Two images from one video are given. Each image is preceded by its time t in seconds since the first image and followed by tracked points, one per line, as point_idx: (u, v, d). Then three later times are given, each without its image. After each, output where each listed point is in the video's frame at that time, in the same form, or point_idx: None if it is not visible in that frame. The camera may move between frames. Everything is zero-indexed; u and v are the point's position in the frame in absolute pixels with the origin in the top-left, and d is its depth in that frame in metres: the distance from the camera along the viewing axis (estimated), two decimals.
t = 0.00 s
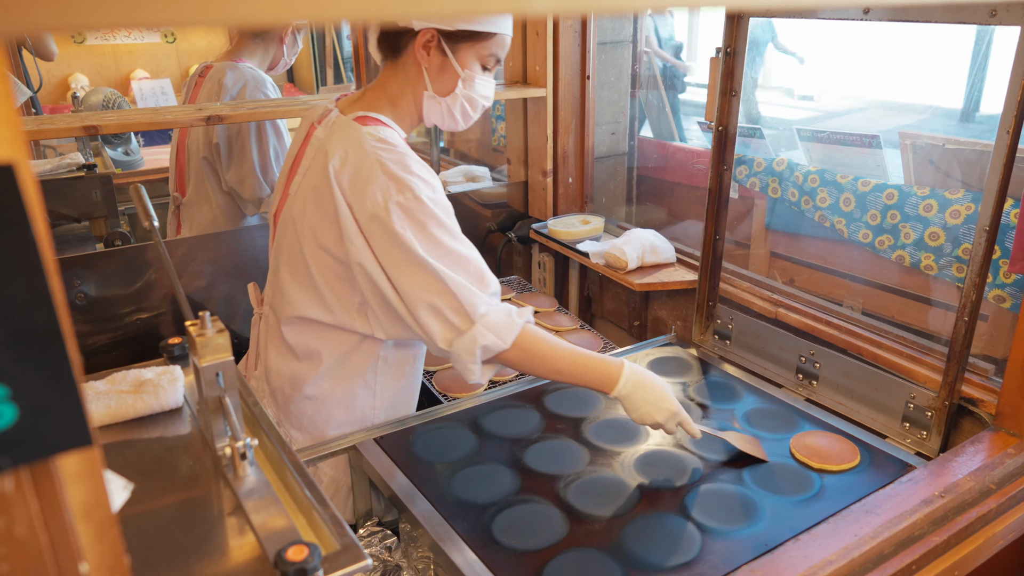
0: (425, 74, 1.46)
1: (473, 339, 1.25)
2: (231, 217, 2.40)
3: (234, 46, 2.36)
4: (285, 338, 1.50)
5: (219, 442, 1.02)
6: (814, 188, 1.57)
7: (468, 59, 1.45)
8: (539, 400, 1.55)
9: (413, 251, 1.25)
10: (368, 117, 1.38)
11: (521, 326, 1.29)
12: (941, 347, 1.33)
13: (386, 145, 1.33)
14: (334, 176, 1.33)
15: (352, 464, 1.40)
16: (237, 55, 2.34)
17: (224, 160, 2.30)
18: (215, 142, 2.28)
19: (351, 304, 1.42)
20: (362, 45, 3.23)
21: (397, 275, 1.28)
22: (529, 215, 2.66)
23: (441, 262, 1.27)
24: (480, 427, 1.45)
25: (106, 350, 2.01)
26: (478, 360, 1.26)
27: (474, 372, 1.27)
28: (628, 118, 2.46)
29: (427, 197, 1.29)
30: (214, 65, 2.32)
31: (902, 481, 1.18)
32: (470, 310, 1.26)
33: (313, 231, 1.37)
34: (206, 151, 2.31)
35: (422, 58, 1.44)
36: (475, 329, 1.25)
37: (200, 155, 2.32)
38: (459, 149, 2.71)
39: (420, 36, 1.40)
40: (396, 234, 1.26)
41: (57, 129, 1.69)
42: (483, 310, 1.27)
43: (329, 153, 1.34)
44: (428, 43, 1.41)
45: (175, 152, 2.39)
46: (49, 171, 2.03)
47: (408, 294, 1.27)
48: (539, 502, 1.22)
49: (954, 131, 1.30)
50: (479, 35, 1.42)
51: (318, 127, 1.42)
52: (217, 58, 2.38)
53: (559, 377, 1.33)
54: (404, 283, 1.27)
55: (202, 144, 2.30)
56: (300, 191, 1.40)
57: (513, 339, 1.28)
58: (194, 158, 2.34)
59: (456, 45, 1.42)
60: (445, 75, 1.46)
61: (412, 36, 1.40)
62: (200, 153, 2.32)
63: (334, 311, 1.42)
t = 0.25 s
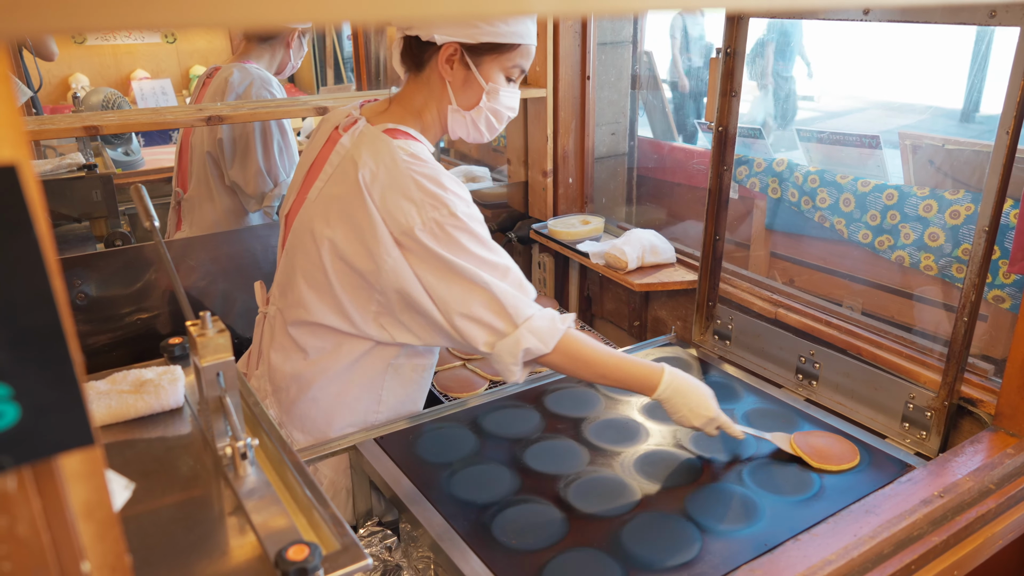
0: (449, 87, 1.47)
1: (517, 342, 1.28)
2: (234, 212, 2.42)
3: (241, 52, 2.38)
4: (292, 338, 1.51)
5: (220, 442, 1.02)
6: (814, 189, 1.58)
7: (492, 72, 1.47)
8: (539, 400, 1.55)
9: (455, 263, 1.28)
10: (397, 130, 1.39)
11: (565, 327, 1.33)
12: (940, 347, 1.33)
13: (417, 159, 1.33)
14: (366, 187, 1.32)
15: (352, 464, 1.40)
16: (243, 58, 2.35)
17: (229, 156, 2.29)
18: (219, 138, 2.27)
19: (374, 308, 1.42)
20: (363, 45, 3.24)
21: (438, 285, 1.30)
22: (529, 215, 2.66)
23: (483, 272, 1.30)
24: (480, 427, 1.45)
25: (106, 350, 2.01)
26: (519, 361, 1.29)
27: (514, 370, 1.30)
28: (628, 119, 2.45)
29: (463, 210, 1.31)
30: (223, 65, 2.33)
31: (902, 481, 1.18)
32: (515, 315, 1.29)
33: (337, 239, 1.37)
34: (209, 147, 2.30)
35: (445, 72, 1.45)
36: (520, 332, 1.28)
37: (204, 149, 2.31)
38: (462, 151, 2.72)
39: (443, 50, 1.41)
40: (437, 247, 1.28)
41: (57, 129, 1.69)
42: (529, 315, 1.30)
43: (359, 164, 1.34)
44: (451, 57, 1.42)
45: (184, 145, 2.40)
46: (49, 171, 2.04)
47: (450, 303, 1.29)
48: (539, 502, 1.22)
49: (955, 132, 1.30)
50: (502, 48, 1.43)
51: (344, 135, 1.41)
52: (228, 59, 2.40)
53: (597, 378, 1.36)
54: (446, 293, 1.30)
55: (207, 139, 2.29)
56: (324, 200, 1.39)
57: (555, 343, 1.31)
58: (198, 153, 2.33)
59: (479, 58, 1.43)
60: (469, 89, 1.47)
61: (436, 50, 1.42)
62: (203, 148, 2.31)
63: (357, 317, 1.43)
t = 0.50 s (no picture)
0: (453, 91, 1.48)
1: (533, 337, 1.29)
2: (233, 212, 2.43)
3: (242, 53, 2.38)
4: (293, 338, 1.51)
5: (218, 442, 1.03)
6: (814, 189, 1.59)
7: (495, 76, 1.48)
8: (538, 400, 1.55)
9: (469, 262, 1.30)
10: (404, 134, 1.40)
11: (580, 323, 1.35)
12: (940, 347, 1.34)
13: (427, 163, 1.35)
14: (376, 191, 1.33)
15: (352, 464, 1.40)
16: (243, 58, 2.35)
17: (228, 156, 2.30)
18: (218, 138, 2.27)
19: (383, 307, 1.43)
20: (362, 46, 3.24)
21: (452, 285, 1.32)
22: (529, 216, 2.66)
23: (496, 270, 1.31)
24: (479, 427, 1.45)
25: (106, 349, 2.01)
26: (535, 355, 1.30)
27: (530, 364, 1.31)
28: (628, 119, 2.45)
29: (474, 210, 1.33)
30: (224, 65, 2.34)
31: (900, 481, 1.18)
32: (528, 311, 1.31)
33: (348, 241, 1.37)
34: (207, 146, 2.31)
35: (449, 77, 1.46)
36: (535, 328, 1.30)
37: (203, 147, 2.31)
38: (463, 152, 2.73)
39: (447, 55, 1.43)
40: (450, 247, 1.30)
41: (57, 129, 1.69)
42: (542, 311, 1.32)
43: (368, 168, 1.34)
44: (455, 61, 1.44)
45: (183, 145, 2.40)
46: (48, 170, 2.04)
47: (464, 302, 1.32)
48: (538, 502, 1.22)
49: (954, 133, 1.30)
50: (505, 51, 1.44)
51: (348, 137, 1.41)
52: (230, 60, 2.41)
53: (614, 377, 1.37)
54: (459, 292, 1.32)
55: (206, 138, 2.30)
56: (332, 205, 1.38)
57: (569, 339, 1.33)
58: (197, 152, 2.33)
59: (482, 62, 1.45)
60: (473, 92, 1.49)
61: (440, 55, 1.43)
62: (202, 147, 2.32)
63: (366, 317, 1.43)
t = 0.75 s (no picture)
0: (444, 84, 1.46)
1: (448, 353, 1.29)
2: (233, 216, 2.41)
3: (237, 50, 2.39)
4: (287, 339, 1.50)
5: (219, 442, 1.03)
6: (814, 190, 1.56)
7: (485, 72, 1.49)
8: (538, 400, 1.56)
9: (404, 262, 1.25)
10: (376, 121, 1.38)
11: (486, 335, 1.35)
12: (941, 348, 1.34)
13: (394, 150, 1.33)
14: (339, 176, 1.32)
15: (352, 464, 1.40)
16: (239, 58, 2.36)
17: (227, 160, 2.29)
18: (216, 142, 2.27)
19: (356, 301, 1.40)
20: (363, 46, 3.24)
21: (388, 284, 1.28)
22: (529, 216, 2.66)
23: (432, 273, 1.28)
24: (480, 427, 1.45)
25: (106, 349, 2.01)
26: (450, 373, 1.30)
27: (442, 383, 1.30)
28: (628, 120, 2.45)
29: (427, 205, 1.29)
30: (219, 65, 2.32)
31: (901, 482, 1.18)
32: (441, 327, 1.29)
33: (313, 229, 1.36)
34: (206, 150, 2.31)
35: (444, 69, 1.44)
36: (448, 347, 1.29)
37: (201, 154, 2.32)
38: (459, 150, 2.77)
39: (448, 48, 1.40)
40: (392, 244, 1.26)
41: (57, 129, 1.69)
42: (455, 327, 1.30)
43: (337, 154, 1.34)
44: (454, 55, 1.42)
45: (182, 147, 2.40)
46: (49, 171, 2.04)
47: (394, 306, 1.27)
48: (539, 502, 1.22)
49: (954, 133, 1.29)
50: (498, 52, 1.47)
51: (325, 128, 1.41)
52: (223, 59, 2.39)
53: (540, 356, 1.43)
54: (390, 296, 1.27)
55: (203, 142, 2.30)
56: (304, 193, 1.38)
57: (482, 350, 1.34)
58: (196, 156, 2.34)
59: (478, 59, 1.45)
60: (464, 88, 1.48)
61: (440, 47, 1.40)
62: (200, 151, 2.32)
63: (331, 308, 1.40)
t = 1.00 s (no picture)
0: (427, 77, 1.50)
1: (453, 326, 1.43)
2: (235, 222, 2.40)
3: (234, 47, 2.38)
4: (286, 341, 1.51)
5: (225, 443, 1.03)
6: (818, 190, 1.56)
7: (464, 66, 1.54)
8: (542, 401, 1.55)
9: (402, 243, 1.34)
10: (355, 111, 1.42)
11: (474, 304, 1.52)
12: (946, 350, 1.34)
13: (376, 137, 1.37)
14: (325, 168, 1.35)
15: (357, 465, 1.40)
16: (235, 61, 2.35)
17: (224, 168, 2.30)
18: (212, 152, 2.28)
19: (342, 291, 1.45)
20: (367, 47, 3.25)
21: (386, 266, 1.36)
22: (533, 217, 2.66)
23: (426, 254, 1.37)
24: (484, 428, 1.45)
25: (111, 350, 2.01)
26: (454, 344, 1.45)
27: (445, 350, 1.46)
28: (632, 121, 2.45)
29: (415, 189, 1.37)
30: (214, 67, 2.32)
31: (906, 483, 1.18)
32: (446, 303, 1.42)
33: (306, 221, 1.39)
34: (203, 160, 2.31)
35: (429, 63, 1.47)
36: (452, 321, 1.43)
37: (198, 162, 2.32)
38: (463, 152, 2.66)
39: (436, 44, 1.44)
40: (388, 227, 1.33)
41: (62, 130, 1.69)
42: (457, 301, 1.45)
43: (320, 148, 1.37)
44: (440, 51, 1.46)
45: (178, 157, 2.40)
46: (54, 172, 2.06)
47: (394, 287, 1.37)
48: (543, 503, 1.22)
49: (958, 134, 1.31)
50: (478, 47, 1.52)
51: (305, 124, 1.43)
52: (216, 61, 2.38)
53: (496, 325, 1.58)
54: (388, 276, 1.36)
55: (201, 150, 2.29)
56: (291, 186, 1.41)
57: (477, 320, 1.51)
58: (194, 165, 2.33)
59: (461, 55, 1.50)
60: (445, 81, 1.53)
61: (428, 43, 1.43)
62: (197, 160, 2.32)
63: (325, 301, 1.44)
